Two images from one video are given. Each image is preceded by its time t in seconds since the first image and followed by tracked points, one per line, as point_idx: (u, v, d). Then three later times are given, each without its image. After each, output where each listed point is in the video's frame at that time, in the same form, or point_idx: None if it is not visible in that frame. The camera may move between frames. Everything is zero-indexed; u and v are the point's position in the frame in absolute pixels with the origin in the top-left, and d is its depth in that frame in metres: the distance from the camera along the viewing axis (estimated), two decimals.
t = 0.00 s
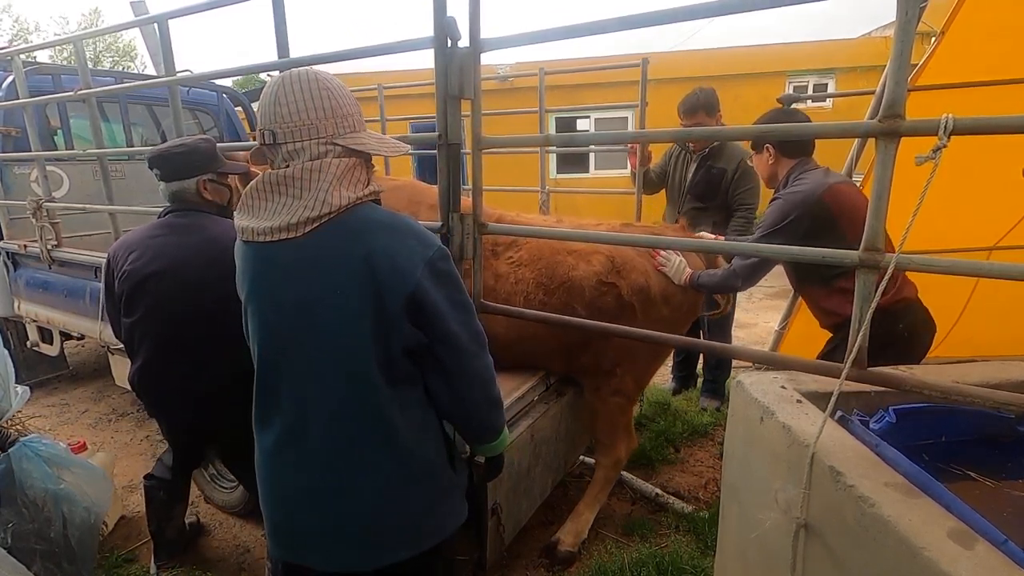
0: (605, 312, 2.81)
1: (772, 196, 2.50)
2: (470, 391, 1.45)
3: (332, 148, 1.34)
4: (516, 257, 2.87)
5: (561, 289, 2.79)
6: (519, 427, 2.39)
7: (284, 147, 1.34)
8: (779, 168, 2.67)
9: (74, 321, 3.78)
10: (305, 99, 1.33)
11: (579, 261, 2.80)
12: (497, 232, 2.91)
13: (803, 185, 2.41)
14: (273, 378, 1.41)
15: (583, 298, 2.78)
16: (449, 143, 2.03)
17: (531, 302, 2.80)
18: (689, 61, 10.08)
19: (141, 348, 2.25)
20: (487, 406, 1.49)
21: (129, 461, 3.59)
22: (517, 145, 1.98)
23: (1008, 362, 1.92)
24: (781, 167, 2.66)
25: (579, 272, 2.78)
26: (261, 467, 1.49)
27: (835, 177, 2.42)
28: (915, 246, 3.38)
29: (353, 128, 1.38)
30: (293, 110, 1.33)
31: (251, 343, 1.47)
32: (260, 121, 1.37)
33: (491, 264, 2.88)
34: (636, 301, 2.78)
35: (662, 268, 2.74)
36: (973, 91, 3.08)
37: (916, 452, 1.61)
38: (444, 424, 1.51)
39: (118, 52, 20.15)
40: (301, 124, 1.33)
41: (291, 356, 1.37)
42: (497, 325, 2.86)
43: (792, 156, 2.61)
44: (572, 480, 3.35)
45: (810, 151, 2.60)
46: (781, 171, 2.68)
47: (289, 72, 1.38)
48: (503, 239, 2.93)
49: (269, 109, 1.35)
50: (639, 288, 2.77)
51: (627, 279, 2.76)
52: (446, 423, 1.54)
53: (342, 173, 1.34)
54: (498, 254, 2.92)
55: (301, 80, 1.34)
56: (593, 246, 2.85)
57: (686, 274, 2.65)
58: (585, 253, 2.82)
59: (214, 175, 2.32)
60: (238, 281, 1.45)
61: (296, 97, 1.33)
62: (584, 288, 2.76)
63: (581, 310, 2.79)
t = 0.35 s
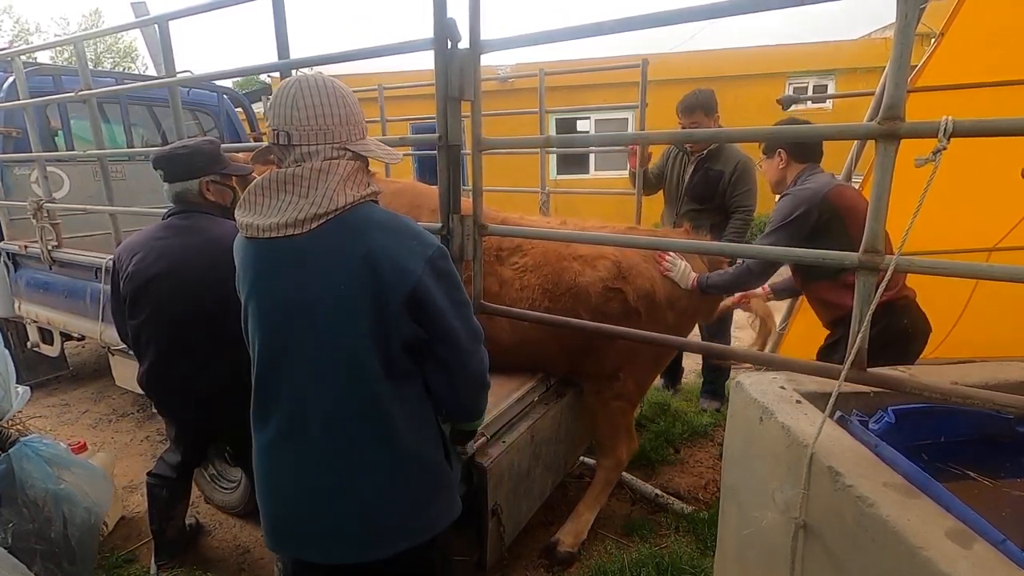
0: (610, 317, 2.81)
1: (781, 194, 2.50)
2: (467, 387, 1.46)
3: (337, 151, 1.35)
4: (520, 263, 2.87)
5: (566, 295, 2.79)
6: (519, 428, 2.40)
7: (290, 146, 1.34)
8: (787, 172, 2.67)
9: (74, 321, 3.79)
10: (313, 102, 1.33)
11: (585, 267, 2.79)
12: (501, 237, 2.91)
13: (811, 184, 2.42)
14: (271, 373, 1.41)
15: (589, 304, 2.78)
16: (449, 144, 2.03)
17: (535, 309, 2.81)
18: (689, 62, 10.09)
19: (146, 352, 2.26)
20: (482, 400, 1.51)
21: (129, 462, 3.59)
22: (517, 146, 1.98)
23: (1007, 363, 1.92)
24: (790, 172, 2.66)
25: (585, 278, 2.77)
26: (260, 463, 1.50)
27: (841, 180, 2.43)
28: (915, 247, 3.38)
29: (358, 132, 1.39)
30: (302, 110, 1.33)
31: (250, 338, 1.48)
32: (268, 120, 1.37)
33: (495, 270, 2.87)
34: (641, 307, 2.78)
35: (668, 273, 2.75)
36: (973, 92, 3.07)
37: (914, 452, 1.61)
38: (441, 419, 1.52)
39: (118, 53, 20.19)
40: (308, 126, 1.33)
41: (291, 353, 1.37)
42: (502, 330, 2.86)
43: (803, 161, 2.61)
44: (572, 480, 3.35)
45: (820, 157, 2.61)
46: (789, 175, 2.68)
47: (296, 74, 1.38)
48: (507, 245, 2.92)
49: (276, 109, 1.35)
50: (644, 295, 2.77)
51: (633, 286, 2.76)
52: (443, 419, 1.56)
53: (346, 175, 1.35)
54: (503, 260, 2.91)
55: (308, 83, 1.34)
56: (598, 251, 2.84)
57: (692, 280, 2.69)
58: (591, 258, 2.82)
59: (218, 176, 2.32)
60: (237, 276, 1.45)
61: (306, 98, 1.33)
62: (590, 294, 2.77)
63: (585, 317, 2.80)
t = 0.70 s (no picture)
0: (614, 319, 2.82)
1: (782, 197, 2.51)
2: (468, 385, 1.48)
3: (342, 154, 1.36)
4: (523, 264, 2.88)
5: (570, 297, 2.79)
6: (522, 429, 2.41)
7: (295, 149, 1.35)
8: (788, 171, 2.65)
9: (77, 322, 3.79)
10: (319, 105, 1.33)
11: (589, 269, 2.80)
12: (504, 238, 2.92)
13: (812, 185, 2.43)
14: (274, 372, 1.42)
15: (592, 305, 2.79)
16: (453, 145, 2.03)
17: (539, 310, 2.81)
18: (690, 63, 10.10)
19: (155, 352, 2.27)
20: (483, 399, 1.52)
21: (131, 463, 3.59)
22: (521, 147, 1.99)
23: (1009, 363, 1.93)
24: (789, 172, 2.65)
25: (589, 279, 2.78)
26: (262, 462, 1.50)
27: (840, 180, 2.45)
28: (916, 249, 3.39)
29: (363, 134, 1.39)
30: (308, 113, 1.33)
31: (253, 337, 1.49)
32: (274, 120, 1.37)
33: (498, 272, 2.88)
34: (644, 309, 2.79)
35: (672, 275, 2.74)
36: (974, 95, 3.08)
37: (917, 453, 1.61)
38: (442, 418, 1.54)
39: (119, 53, 20.22)
40: (313, 129, 1.33)
41: (294, 352, 1.38)
42: (505, 332, 2.87)
43: (804, 163, 2.61)
44: (575, 481, 3.36)
45: (821, 160, 2.62)
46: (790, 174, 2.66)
47: (302, 75, 1.37)
48: (510, 246, 2.93)
49: (282, 111, 1.35)
50: (648, 297, 2.78)
51: (637, 288, 2.77)
52: (445, 418, 1.57)
53: (350, 179, 1.36)
54: (506, 261, 2.92)
55: (314, 86, 1.34)
56: (602, 253, 2.85)
57: (695, 281, 2.66)
58: (595, 259, 2.82)
59: (224, 177, 2.33)
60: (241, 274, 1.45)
61: (312, 101, 1.33)
62: (593, 296, 2.77)
63: (589, 317, 2.81)
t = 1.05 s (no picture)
0: (616, 321, 2.84)
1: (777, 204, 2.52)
2: (464, 388, 1.48)
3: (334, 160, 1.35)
4: (525, 265, 2.89)
5: (572, 298, 2.80)
6: (523, 430, 2.42)
7: (290, 157, 1.36)
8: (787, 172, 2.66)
9: (79, 323, 3.80)
10: (307, 111, 1.34)
11: (591, 271, 2.81)
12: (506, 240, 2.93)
13: (808, 194, 2.42)
14: (273, 375, 1.43)
15: (594, 307, 2.80)
16: (454, 146, 2.03)
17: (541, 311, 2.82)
18: (690, 65, 10.10)
19: (159, 354, 2.28)
20: (480, 401, 1.53)
21: (133, 464, 3.60)
22: (523, 150, 2.00)
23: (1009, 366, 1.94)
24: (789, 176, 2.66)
25: (591, 281, 2.79)
26: (264, 463, 1.52)
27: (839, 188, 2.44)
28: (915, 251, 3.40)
29: (357, 139, 1.37)
30: (300, 121, 1.34)
31: (253, 340, 1.50)
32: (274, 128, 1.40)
33: (500, 274, 2.89)
34: (645, 311, 2.80)
35: (673, 278, 2.73)
36: (974, 97, 3.08)
37: (918, 455, 1.62)
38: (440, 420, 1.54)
39: (120, 54, 20.25)
40: (304, 136, 1.34)
41: (291, 355, 1.39)
42: (507, 332, 2.88)
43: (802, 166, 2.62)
44: (575, 482, 3.37)
45: (819, 162, 2.62)
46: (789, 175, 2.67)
47: (298, 81, 1.39)
48: (512, 247, 2.95)
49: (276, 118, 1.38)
50: (649, 299, 2.79)
51: (638, 291, 2.78)
52: (444, 419, 1.57)
53: (338, 184, 1.35)
54: (508, 262, 2.94)
55: (305, 91, 1.35)
56: (603, 255, 2.86)
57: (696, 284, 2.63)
58: (596, 261, 2.83)
59: (229, 180, 2.34)
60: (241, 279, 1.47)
61: (303, 108, 1.34)
62: (595, 298, 2.78)
63: (591, 319, 2.82)
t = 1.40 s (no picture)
0: (617, 323, 2.84)
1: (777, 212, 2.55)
2: (464, 396, 1.47)
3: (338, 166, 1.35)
4: (527, 267, 2.89)
5: (574, 301, 2.80)
6: (524, 432, 2.42)
7: (297, 158, 1.38)
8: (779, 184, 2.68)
9: (79, 324, 3.80)
10: (312, 115, 1.34)
11: (592, 273, 2.81)
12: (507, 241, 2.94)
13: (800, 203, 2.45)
14: (276, 379, 1.44)
15: (595, 310, 2.80)
16: (454, 148, 2.04)
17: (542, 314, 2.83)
18: (690, 66, 10.10)
19: (161, 356, 2.29)
20: (481, 409, 1.51)
21: (133, 465, 3.60)
22: (523, 152, 2.00)
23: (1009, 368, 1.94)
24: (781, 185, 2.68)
25: (592, 284, 2.79)
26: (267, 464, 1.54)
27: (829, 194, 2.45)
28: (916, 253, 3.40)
29: (364, 143, 1.37)
30: (307, 124, 1.35)
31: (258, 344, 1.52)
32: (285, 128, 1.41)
33: (501, 275, 2.89)
34: (647, 313, 2.80)
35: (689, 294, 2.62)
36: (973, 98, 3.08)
37: (918, 457, 1.62)
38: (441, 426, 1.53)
39: (120, 55, 20.27)
40: (311, 139, 1.35)
41: (292, 359, 1.40)
42: (508, 334, 2.89)
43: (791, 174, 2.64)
44: (575, 483, 3.37)
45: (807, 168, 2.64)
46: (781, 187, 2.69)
47: (304, 83, 1.40)
48: (513, 249, 2.95)
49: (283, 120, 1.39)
50: (650, 302, 2.79)
51: (640, 293, 2.78)
52: (446, 425, 1.57)
53: (342, 190, 1.35)
54: (509, 264, 2.94)
55: (310, 94, 1.36)
56: (604, 257, 2.86)
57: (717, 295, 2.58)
58: (597, 264, 2.83)
59: (230, 182, 2.34)
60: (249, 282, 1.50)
61: (310, 112, 1.35)
62: (596, 300, 2.78)
63: (592, 321, 2.82)
